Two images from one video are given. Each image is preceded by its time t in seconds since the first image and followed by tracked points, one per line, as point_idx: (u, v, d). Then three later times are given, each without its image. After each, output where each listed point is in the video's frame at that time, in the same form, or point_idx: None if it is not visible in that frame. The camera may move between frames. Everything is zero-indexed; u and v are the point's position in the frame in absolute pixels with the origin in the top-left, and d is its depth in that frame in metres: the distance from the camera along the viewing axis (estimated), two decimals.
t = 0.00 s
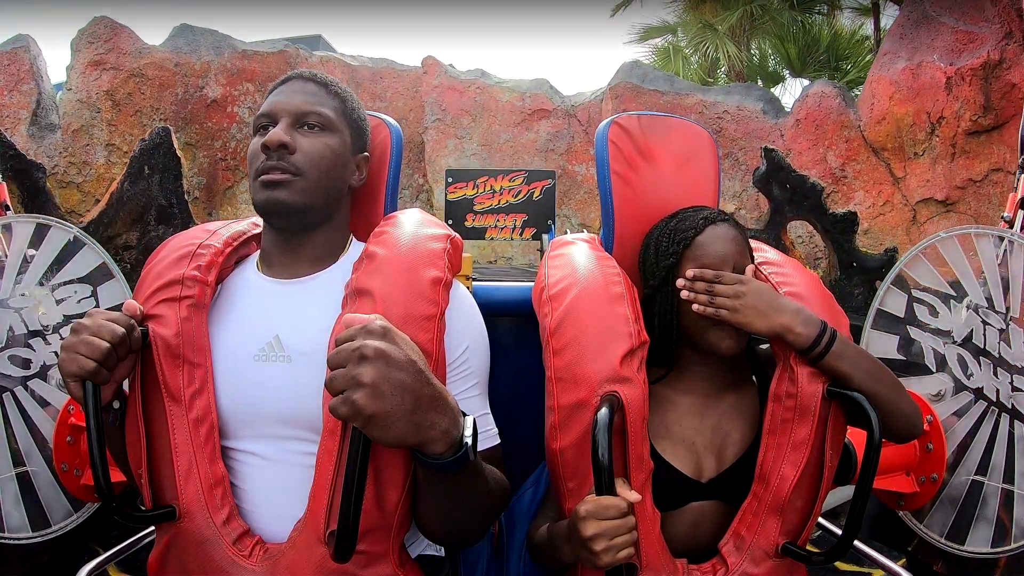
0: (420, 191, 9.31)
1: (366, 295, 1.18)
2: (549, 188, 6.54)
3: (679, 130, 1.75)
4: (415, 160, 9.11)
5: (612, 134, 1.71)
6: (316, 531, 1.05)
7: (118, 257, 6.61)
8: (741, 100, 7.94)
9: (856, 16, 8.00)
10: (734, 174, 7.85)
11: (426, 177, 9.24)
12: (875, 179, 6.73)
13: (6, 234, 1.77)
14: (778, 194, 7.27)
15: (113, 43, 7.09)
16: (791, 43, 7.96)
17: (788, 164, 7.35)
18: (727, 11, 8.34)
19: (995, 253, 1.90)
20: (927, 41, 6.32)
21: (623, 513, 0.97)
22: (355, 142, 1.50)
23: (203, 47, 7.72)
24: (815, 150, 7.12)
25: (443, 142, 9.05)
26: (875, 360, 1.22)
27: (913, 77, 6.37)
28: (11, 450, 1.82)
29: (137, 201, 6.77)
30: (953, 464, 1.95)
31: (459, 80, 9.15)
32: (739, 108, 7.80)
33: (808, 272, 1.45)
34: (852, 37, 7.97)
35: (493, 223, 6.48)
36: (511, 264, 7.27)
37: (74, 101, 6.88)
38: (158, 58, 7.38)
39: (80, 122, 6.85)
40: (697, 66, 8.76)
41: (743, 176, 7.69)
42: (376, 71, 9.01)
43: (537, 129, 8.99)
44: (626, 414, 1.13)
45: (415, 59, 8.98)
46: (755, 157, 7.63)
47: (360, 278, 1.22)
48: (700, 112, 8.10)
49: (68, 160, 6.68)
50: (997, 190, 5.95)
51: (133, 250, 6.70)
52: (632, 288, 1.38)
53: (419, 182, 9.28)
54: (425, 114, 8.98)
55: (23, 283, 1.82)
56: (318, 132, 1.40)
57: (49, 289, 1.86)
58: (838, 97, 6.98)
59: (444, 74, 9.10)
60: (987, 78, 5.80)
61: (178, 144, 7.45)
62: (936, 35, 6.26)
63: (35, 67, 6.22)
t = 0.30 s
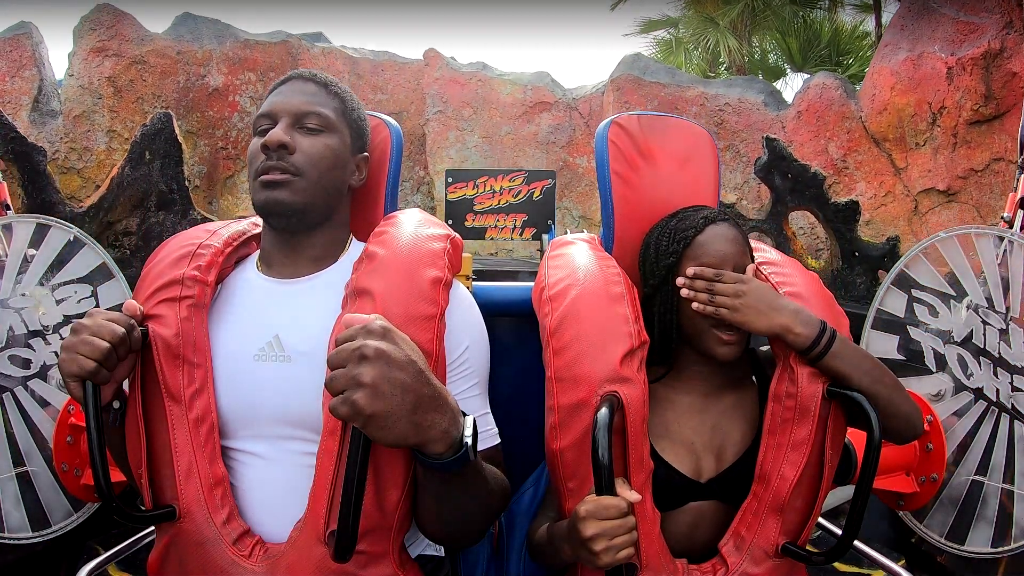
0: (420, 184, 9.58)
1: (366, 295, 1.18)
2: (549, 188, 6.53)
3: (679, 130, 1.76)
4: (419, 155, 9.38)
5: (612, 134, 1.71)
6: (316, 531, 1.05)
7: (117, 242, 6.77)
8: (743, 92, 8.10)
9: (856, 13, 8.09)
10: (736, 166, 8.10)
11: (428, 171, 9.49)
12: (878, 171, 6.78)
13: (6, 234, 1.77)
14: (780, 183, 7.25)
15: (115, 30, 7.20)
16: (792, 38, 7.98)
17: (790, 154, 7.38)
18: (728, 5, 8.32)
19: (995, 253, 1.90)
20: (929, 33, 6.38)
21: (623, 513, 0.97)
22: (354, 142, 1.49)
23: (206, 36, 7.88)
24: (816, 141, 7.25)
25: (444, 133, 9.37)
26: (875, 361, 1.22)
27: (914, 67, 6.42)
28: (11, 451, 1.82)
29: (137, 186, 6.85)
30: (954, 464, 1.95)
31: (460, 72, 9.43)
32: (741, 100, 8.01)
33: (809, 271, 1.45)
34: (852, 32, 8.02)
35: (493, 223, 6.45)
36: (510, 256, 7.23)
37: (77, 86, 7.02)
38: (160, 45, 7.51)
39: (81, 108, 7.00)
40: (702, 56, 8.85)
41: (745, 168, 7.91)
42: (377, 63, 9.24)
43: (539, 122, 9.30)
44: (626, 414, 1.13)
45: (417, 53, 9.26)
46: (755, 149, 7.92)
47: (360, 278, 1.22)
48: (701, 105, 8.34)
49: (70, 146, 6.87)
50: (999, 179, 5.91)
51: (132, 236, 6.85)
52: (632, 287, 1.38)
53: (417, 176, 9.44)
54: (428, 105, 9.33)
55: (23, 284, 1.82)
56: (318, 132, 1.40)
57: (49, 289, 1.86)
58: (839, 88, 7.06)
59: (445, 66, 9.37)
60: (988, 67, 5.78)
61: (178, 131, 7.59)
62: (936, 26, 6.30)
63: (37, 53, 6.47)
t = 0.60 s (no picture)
0: (422, 175, 9.23)
1: (366, 295, 1.18)
2: (549, 188, 6.54)
3: (679, 130, 1.76)
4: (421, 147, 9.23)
5: (612, 134, 1.71)
6: (316, 531, 1.05)
7: (116, 228, 6.66)
8: (745, 85, 8.09)
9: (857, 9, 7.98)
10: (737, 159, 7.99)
11: (429, 163, 9.23)
12: (879, 161, 6.77)
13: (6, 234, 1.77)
14: (782, 173, 7.26)
15: (118, 17, 7.02)
16: (794, 34, 7.96)
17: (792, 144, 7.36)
18: None
19: (995, 253, 1.90)
20: (929, 24, 6.40)
21: (623, 513, 0.97)
22: (354, 142, 1.49)
23: (208, 24, 7.61)
24: (817, 133, 7.18)
25: (445, 125, 9.35)
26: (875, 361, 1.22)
27: (915, 58, 6.45)
28: (11, 451, 1.82)
29: (137, 170, 6.67)
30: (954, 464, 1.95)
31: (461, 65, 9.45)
32: (741, 93, 7.98)
33: (808, 271, 1.46)
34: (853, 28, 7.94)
35: (493, 223, 6.48)
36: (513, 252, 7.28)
37: (78, 73, 6.80)
38: (162, 33, 7.31)
39: (83, 94, 6.78)
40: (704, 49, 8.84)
41: (746, 160, 7.82)
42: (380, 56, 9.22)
43: (540, 115, 9.40)
44: (626, 414, 1.13)
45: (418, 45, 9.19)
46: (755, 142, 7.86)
47: (360, 278, 1.22)
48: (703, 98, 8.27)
49: (70, 132, 6.65)
50: (1001, 168, 5.92)
51: (133, 221, 6.70)
52: (632, 287, 1.38)
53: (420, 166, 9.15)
54: (429, 96, 9.26)
55: (23, 284, 1.82)
56: (318, 132, 1.40)
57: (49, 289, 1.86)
58: (840, 80, 7.05)
59: (447, 59, 9.37)
60: (989, 56, 5.83)
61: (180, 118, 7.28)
62: (937, 17, 6.34)
63: (40, 41, 6.33)
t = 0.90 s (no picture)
0: (422, 168, 9.00)
1: (367, 295, 1.18)
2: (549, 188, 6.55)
3: (679, 130, 1.76)
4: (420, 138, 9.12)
5: (612, 134, 1.71)
6: (316, 531, 1.06)
7: (117, 214, 6.05)
8: (746, 76, 7.92)
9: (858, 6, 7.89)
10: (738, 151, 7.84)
11: (429, 155, 9.07)
12: (880, 151, 6.70)
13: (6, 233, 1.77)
14: (783, 162, 7.02)
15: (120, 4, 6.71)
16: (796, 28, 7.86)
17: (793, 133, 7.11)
18: None
19: (995, 253, 1.88)
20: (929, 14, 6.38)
21: (623, 513, 0.97)
22: (354, 142, 1.50)
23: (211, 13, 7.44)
24: (819, 123, 7.09)
25: (446, 117, 9.14)
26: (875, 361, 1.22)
27: (916, 48, 6.42)
28: (11, 451, 1.83)
29: (139, 155, 6.07)
30: (954, 464, 1.96)
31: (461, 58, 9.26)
32: (743, 84, 7.84)
33: (808, 272, 1.46)
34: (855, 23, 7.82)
35: (493, 223, 6.45)
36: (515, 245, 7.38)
37: (81, 59, 6.42)
38: (164, 21, 7.08)
39: (85, 80, 6.39)
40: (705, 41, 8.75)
41: (748, 152, 7.72)
42: (381, 50, 9.06)
43: (541, 107, 9.14)
44: (626, 414, 1.13)
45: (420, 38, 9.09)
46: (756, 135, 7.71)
47: (360, 278, 1.22)
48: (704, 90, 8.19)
49: (71, 117, 6.18)
50: (1002, 157, 5.95)
51: (133, 209, 6.11)
52: (632, 288, 1.38)
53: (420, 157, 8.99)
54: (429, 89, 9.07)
55: (23, 284, 1.82)
56: (317, 131, 1.40)
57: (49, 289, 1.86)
58: (841, 71, 7.00)
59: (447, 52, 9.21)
60: (989, 45, 5.87)
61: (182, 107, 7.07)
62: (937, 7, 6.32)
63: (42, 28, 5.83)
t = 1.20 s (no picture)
0: (425, 159, 8.45)
1: (367, 295, 1.17)
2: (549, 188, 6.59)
3: (679, 130, 1.76)
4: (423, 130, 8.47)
5: (612, 135, 1.72)
6: (316, 531, 1.06)
7: (117, 199, 6.09)
8: (748, 68, 7.69)
9: None
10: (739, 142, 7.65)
11: (432, 147, 8.49)
12: (884, 141, 6.89)
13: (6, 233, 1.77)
14: (786, 152, 7.14)
15: None
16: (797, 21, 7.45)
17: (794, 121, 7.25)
18: None
19: (995, 253, 1.88)
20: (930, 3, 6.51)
21: (623, 513, 0.97)
22: (355, 141, 1.50)
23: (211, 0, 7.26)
24: (821, 115, 7.12)
25: (448, 108, 8.53)
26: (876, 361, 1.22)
27: (918, 39, 6.63)
28: (11, 451, 1.82)
29: (138, 143, 6.09)
30: (954, 464, 1.97)
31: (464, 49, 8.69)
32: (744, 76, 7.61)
33: (809, 271, 1.46)
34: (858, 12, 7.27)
35: (493, 223, 6.43)
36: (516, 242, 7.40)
37: (82, 45, 6.41)
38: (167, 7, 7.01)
39: (86, 65, 6.38)
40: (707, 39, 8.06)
41: (749, 143, 7.50)
42: (382, 40, 8.49)
43: (542, 99, 8.47)
44: (626, 414, 1.13)
45: (421, 29, 8.62)
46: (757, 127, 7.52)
47: (360, 278, 1.21)
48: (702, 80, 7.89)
49: (73, 102, 6.21)
50: (1003, 146, 6.31)
51: (134, 193, 6.15)
52: (633, 288, 1.38)
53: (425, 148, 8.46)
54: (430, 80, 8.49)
55: (23, 284, 1.82)
56: (317, 131, 1.40)
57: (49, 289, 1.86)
58: (842, 61, 7.03)
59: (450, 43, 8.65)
60: (990, 35, 6.19)
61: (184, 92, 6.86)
62: None
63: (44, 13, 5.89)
